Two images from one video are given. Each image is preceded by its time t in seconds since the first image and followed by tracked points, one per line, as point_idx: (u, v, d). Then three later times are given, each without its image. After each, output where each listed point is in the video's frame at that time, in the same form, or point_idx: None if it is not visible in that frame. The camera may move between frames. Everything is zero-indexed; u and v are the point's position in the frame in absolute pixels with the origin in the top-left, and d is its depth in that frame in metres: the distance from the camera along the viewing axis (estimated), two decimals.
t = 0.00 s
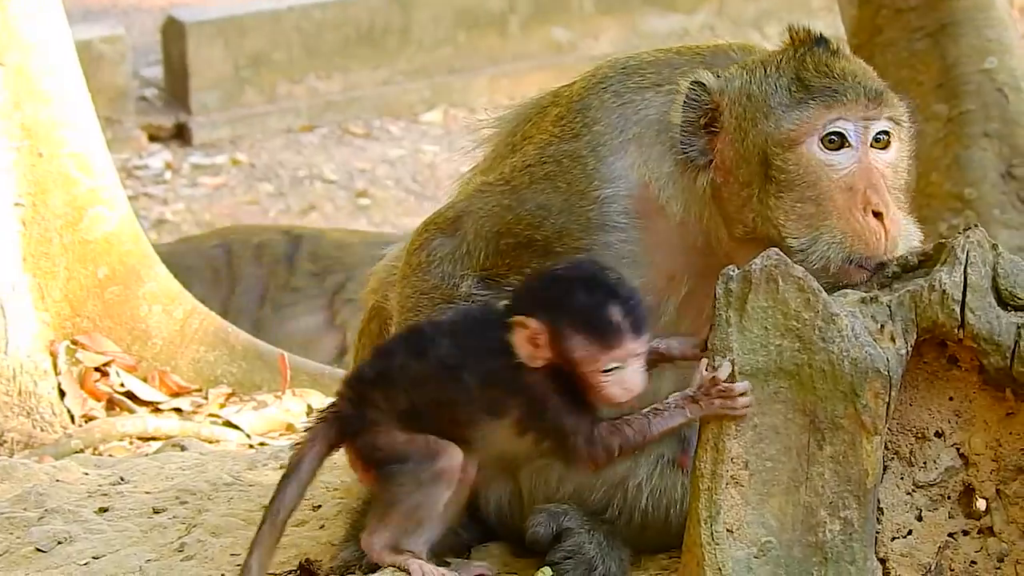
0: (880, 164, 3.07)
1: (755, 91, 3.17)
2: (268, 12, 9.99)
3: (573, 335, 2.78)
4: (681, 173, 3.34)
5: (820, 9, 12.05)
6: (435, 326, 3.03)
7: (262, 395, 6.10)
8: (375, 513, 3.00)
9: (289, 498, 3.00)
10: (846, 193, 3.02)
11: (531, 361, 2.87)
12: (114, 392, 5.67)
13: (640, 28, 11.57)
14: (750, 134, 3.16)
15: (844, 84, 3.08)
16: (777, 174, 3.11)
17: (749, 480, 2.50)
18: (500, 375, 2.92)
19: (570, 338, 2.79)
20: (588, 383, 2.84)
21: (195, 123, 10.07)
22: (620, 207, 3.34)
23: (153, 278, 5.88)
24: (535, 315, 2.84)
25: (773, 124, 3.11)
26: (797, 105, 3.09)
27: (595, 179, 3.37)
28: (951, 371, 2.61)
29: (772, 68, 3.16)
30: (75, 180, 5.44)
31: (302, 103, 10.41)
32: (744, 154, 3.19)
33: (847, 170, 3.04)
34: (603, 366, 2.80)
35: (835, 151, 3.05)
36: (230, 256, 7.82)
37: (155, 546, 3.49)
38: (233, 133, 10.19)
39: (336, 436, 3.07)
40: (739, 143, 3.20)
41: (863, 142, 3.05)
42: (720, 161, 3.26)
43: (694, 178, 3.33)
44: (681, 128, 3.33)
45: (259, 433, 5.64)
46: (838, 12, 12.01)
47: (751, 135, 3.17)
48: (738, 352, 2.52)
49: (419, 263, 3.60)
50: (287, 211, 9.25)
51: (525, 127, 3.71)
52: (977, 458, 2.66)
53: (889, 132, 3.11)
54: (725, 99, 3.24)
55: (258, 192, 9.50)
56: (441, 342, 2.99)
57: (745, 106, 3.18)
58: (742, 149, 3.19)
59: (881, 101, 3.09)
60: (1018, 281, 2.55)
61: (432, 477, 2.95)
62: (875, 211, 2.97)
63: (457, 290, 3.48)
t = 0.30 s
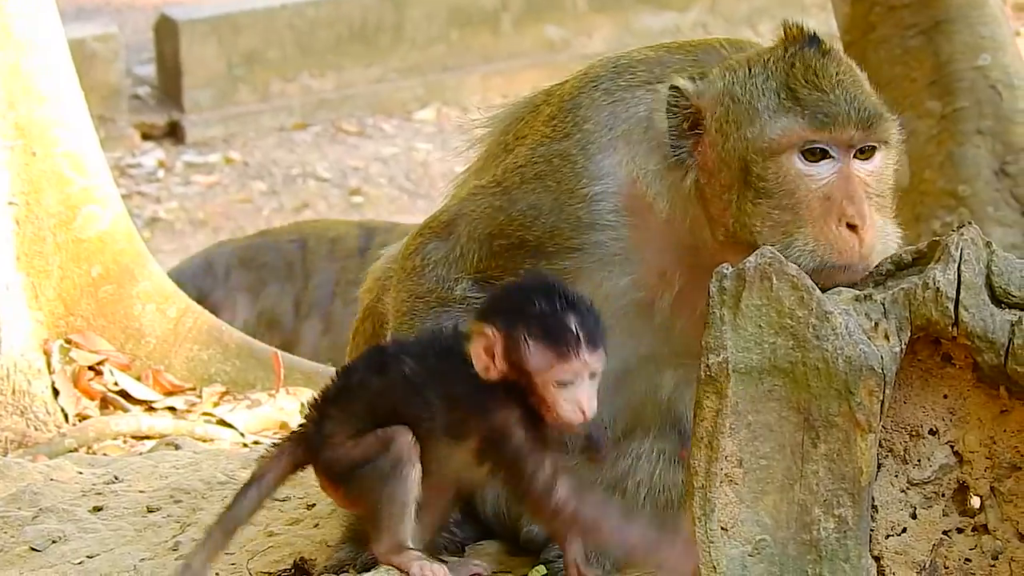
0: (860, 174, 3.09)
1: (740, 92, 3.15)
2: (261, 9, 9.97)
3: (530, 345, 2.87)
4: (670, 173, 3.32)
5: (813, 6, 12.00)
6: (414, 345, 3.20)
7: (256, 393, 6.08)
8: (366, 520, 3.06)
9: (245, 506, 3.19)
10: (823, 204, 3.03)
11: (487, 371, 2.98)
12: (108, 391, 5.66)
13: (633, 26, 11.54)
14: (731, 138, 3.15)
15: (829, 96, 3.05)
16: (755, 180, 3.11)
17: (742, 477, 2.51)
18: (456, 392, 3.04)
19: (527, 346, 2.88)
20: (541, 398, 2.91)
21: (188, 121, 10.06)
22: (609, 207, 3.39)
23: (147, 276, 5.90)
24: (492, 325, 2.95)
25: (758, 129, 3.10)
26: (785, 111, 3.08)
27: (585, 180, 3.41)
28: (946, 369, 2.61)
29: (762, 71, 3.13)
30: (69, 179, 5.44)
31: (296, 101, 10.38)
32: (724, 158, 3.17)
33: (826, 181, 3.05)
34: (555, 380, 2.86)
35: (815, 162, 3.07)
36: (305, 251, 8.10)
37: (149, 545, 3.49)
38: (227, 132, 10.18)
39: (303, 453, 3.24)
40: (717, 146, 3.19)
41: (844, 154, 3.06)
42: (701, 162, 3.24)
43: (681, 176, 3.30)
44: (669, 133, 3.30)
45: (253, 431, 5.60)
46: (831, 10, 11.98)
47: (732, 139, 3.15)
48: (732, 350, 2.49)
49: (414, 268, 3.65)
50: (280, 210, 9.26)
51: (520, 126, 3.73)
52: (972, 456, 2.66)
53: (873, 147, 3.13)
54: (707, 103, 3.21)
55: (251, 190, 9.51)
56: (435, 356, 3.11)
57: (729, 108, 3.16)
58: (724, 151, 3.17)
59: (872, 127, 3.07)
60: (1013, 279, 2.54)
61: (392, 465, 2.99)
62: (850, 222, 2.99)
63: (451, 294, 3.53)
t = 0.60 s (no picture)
0: (841, 177, 3.07)
1: (721, 96, 3.12)
2: (255, 9, 9.97)
3: (495, 394, 2.90)
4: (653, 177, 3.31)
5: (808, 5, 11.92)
6: (410, 344, 3.21)
7: (250, 393, 6.12)
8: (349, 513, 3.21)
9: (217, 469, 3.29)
10: (805, 208, 3.02)
11: (450, 421, 2.99)
12: (102, 391, 5.66)
13: (628, 25, 11.52)
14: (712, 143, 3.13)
15: (811, 98, 3.02)
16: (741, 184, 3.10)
17: (737, 477, 2.51)
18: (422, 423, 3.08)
19: (491, 397, 2.90)
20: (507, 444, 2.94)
21: (183, 121, 10.06)
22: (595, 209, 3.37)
23: (141, 276, 5.89)
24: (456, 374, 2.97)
25: (737, 138, 3.08)
26: (768, 121, 3.04)
27: (568, 180, 3.38)
28: (941, 368, 2.62)
29: (741, 73, 3.09)
30: (62, 178, 5.43)
31: (289, 101, 10.40)
32: (707, 163, 3.15)
33: (808, 185, 3.04)
34: (520, 426, 2.90)
35: (797, 167, 3.05)
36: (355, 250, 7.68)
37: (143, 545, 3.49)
38: (221, 131, 10.18)
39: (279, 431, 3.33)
40: (705, 152, 3.15)
41: (825, 157, 3.04)
42: (686, 169, 3.21)
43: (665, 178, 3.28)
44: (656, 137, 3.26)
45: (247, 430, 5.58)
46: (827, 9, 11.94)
47: (719, 143, 3.11)
48: (727, 350, 2.49)
49: (401, 267, 3.64)
50: (275, 209, 9.22)
51: (507, 126, 3.71)
52: (966, 455, 2.66)
53: (854, 147, 3.11)
54: (690, 106, 3.18)
55: (246, 190, 9.48)
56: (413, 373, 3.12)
57: (714, 111, 3.12)
58: (706, 158, 3.15)
59: (851, 126, 3.04)
60: (1006, 278, 2.55)
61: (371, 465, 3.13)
62: (832, 227, 2.97)
63: (440, 294, 3.53)
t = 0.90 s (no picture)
0: (727, 149, 3.16)
1: (626, 42, 3.17)
2: (248, 8, 9.97)
3: (403, 372, 2.78)
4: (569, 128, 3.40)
5: (802, 5, 11.91)
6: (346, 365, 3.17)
7: (244, 391, 6.12)
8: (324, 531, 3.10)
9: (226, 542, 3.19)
10: (678, 168, 3.17)
11: (364, 411, 2.84)
12: (96, 389, 5.67)
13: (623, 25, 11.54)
14: (615, 90, 3.20)
15: (706, 69, 3.06)
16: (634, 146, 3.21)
17: (730, 475, 2.62)
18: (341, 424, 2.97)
19: (399, 375, 2.79)
20: (415, 424, 2.78)
21: (177, 120, 10.06)
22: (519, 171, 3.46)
23: (135, 275, 5.91)
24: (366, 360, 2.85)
25: (630, 93, 3.17)
26: (666, 86, 3.10)
27: (498, 145, 3.48)
28: (935, 366, 2.64)
29: (654, 19, 3.13)
30: (57, 177, 5.43)
31: (284, 100, 10.39)
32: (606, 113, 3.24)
33: (689, 147, 3.14)
34: (429, 401, 2.75)
35: (681, 134, 3.15)
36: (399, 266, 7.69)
37: (136, 543, 3.50)
38: (215, 130, 10.19)
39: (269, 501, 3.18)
40: (610, 102, 3.23)
41: (709, 131, 3.12)
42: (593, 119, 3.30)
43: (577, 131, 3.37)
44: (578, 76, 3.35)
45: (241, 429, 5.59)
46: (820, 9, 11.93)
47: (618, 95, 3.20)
48: (720, 348, 2.59)
49: (346, 251, 3.78)
50: (269, 208, 9.20)
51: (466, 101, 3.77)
52: (960, 453, 2.68)
53: (751, 125, 3.17)
54: (601, 46, 3.25)
55: (239, 189, 9.47)
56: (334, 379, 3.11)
57: (618, 58, 3.19)
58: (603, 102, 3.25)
59: (741, 105, 3.11)
60: (1000, 276, 2.57)
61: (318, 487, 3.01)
62: (698, 194, 3.15)
63: (385, 270, 3.68)
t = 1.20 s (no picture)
0: (640, 162, 3.16)
1: (551, 40, 3.18)
2: (246, 7, 9.96)
3: (440, 422, 2.87)
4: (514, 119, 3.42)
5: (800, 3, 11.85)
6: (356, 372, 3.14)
7: (242, 390, 6.15)
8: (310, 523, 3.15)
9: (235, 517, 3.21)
10: (595, 182, 3.18)
11: (388, 459, 2.87)
12: (95, 388, 5.68)
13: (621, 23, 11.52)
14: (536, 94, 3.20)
15: (612, 84, 3.04)
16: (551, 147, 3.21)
17: (728, 473, 2.61)
18: (343, 434, 2.98)
19: (435, 426, 2.87)
20: (443, 472, 2.89)
21: (175, 120, 10.06)
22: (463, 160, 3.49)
23: (133, 274, 5.90)
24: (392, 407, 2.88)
25: (548, 103, 3.16)
26: (576, 99, 3.08)
27: (445, 137, 3.52)
28: (932, 364, 2.64)
29: (574, 28, 3.10)
30: (55, 176, 5.44)
31: (281, 99, 10.40)
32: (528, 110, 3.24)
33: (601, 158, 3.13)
34: (465, 454, 2.88)
35: (594, 149, 3.13)
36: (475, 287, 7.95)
37: (135, 542, 3.50)
38: (213, 129, 10.20)
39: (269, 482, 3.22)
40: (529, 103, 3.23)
41: (621, 149, 3.11)
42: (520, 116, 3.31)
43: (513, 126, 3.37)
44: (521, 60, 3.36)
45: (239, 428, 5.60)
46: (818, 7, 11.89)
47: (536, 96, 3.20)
48: (717, 347, 2.58)
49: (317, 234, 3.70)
50: (267, 207, 9.19)
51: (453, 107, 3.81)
52: (958, 451, 2.68)
53: (664, 143, 3.17)
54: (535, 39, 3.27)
55: (238, 188, 9.47)
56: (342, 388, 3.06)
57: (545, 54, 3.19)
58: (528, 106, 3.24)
59: (651, 120, 3.08)
60: (998, 274, 2.56)
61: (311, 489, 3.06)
62: (612, 209, 3.17)
63: (346, 241, 3.61)
